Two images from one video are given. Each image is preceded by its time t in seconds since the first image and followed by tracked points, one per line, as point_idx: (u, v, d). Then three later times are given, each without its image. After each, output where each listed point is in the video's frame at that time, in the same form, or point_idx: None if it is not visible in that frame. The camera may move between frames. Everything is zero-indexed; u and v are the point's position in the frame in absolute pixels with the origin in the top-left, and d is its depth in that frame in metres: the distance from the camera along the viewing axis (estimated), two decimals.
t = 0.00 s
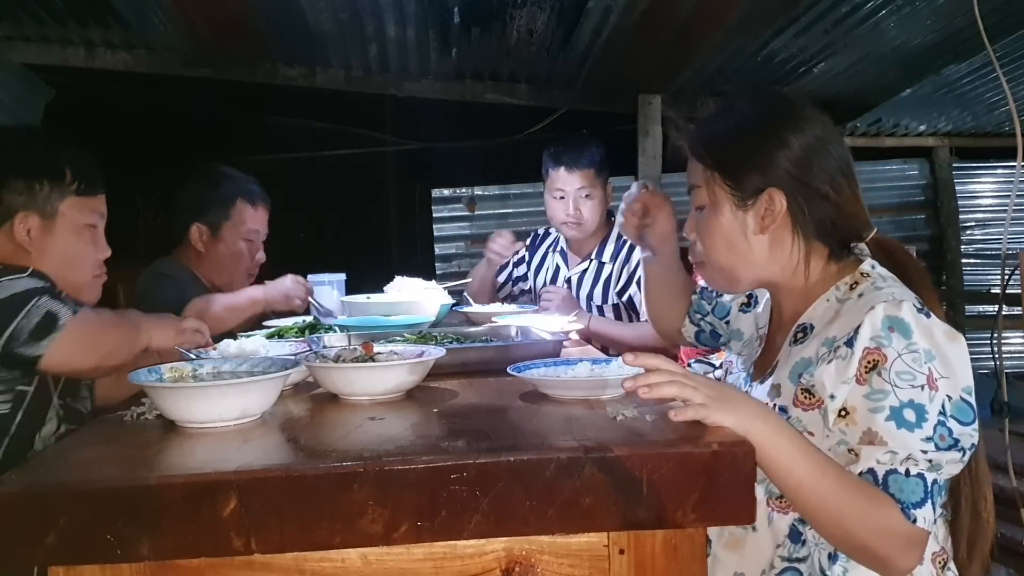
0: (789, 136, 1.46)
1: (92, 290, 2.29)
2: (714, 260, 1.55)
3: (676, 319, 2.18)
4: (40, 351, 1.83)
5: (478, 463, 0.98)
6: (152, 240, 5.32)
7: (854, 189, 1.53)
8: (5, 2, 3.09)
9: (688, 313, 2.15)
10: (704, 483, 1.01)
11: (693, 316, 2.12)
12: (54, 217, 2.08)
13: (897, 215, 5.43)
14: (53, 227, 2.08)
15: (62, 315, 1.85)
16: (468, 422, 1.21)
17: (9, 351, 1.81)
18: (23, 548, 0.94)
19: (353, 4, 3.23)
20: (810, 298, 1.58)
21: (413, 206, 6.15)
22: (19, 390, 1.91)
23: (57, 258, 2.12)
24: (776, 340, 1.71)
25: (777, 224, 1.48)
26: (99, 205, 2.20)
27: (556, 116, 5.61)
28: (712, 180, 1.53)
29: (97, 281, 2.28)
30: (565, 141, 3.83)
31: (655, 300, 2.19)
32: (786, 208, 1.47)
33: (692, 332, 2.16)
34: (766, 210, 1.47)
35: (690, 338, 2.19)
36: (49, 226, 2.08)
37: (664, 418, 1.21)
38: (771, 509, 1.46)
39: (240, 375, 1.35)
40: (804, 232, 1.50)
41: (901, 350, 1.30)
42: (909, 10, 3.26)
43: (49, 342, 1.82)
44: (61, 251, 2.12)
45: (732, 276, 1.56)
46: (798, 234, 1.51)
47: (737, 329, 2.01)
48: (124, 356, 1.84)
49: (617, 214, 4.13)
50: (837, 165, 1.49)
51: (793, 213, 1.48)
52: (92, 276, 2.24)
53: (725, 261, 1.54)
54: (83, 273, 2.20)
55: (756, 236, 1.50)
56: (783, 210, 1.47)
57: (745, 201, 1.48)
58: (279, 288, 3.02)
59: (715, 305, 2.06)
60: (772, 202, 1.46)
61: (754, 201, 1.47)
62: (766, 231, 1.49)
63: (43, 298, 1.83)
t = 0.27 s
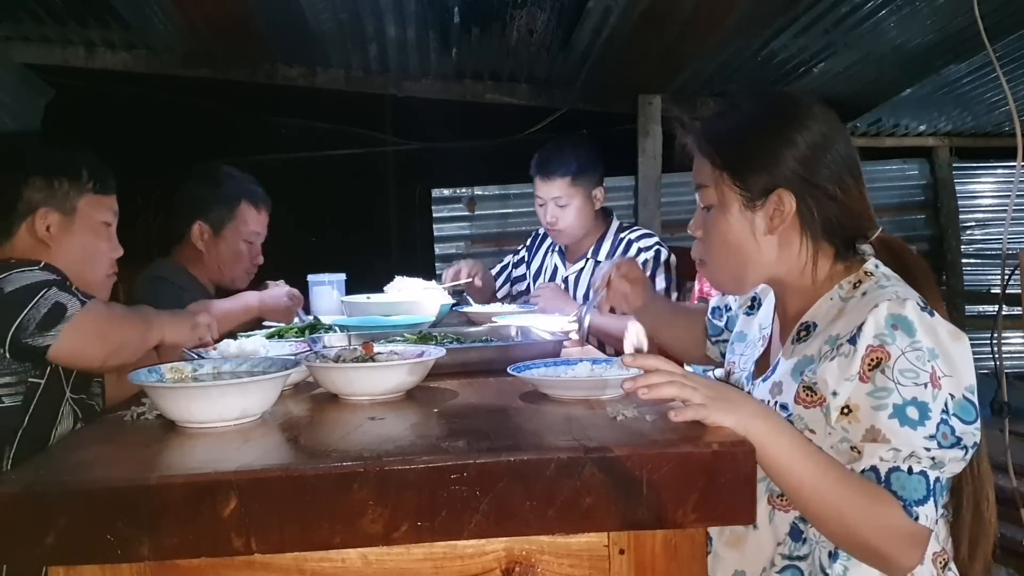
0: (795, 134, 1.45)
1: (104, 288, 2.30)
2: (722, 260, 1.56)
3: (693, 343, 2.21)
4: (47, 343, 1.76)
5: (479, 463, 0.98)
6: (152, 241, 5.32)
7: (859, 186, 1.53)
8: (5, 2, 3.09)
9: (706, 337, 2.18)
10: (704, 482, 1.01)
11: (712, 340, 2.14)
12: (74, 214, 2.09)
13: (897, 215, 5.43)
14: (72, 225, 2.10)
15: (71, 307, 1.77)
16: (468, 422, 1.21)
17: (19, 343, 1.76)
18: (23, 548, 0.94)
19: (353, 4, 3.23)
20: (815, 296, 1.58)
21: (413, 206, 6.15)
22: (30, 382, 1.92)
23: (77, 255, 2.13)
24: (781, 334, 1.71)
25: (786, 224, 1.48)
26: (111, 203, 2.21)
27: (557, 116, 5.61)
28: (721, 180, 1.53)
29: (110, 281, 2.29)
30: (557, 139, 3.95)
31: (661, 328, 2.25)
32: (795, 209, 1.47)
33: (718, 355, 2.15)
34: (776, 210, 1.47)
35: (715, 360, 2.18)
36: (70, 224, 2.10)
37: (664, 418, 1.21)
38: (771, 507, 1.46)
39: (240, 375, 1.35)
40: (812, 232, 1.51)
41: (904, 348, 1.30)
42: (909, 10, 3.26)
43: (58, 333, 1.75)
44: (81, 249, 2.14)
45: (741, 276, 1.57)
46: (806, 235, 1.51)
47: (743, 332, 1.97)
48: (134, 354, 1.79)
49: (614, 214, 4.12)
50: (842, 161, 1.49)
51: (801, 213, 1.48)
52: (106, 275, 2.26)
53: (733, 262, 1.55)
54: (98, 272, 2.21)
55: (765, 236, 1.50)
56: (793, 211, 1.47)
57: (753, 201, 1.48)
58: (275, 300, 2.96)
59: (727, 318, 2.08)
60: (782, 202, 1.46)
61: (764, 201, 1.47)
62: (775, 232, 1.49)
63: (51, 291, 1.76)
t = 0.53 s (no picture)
0: (795, 134, 1.45)
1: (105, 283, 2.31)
2: (723, 259, 1.56)
3: (694, 348, 2.20)
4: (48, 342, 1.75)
5: (479, 463, 0.97)
6: (152, 240, 5.32)
7: (860, 185, 1.53)
8: (5, 2, 3.09)
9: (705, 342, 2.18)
10: (704, 482, 1.01)
11: (712, 344, 2.13)
12: (68, 211, 2.10)
13: (897, 215, 5.43)
14: (68, 221, 2.10)
15: (72, 306, 1.76)
16: (468, 422, 1.21)
17: (21, 342, 1.77)
18: (23, 548, 0.94)
19: (353, 4, 3.23)
20: (816, 295, 1.58)
21: (413, 206, 6.15)
22: (36, 382, 1.94)
23: (73, 251, 2.14)
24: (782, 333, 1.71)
25: (787, 223, 1.48)
26: (108, 198, 2.21)
27: (557, 116, 5.61)
28: (721, 179, 1.53)
29: (109, 275, 2.29)
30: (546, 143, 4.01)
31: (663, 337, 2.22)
32: (796, 209, 1.47)
33: (719, 359, 2.15)
34: (777, 209, 1.47)
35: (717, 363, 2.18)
36: (65, 221, 2.10)
37: (664, 418, 1.21)
38: (772, 508, 1.46)
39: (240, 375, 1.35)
40: (813, 231, 1.50)
41: (904, 347, 1.30)
42: (909, 10, 3.25)
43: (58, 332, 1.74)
44: (79, 245, 2.14)
45: (742, 275, 1.57)
46: (807, 234, 1.51)
47: (743, 333, 1.97)
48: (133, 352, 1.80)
49: (609, 214, 4.12)
50: (842, 160, 1.49)
51: (802, 212, 1.48)
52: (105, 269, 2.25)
53: (734, 261, 1.55)
54: (95, 267, 2.21)
55: (766, 235, 1.50)
56: (794, 210, 1.47)
57: (754, 200, 1.48)
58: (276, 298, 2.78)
59: (728, 322, 2.08)
60: (783, 201, 1.46)
61: (764, 201, 1.47)
62: (776, 231, 1.49)
63: (52, 290, 1.75)
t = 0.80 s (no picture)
0: (794, 134, 1.45)
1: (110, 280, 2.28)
2: (722, 261, 1.55)
3: (692, 345, 2.19)
4: (26, 355, 1.71)
5: (478, 463, 0.98)
6: (152, 240, 5.33)
7: (859, 185, 1.53)
8: (5, 2, 3.08)
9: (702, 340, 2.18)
10: (704, 483, 1.01)
11: (710, 343, 2.14)
12: (65, 210, 2.09)
13: (897, 215, 5.43)
14: (65, 219, 2.09)
15: (46, 315, 1.71)
16: (468, 422, 1.21)
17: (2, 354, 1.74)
18: (23, 548, 0.94)
19: (353, 4, 3.23)
20: (816, 295, 1.57)
21: (413, 206, 6.15)
22: (25, 387, 1.93)
23: (71, 250, 2.11)
24: (783, 334, 1.70)
25: (786, 224, 1.48)
26: (107, 195, 2.19)
27: (556, 116, 5.61)
28: (720, 180, 1.53)
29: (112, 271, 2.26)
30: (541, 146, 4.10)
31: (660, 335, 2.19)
32: (795, 209, 1.47)
33: (715, 356, 2.16)
34: (776, 210, 1.47)
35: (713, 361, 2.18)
36: (62, 220, 2.09)
37: (664, 418, 1.21)
38: (772, 508, 1.46)
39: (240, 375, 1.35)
40: (813, 232, 1.50)
41: (904, 348, 1.30)
42: (909, 10, 3.25)
43: (34, 340, 1.69)
44: (78, 244, 2.12)
45: (742, 276, 1.57)
46: (806, 235, 1.51)
47: (743, 332, 1.97)
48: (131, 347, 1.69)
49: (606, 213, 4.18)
50: (841, 160, 1.49)
51: (801, 213, 1.48)
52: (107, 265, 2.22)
53: (733, 262, 1.54)
54: (97, 264, 2.18)
55: (766, 236, 1.50)
56: (793, 211, 1.46)
57: (753, 201, 1.48)
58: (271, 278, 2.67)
59: (726, 320, 2.09)
60: (782, 202, 1.46)
61: (764, 202, 1.47)
62: (775, 232, 1.49)
63: (29, 299, 1.73)
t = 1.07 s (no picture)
0: (796, 133, 1.45)
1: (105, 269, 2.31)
2: (724, 261, 1.55)
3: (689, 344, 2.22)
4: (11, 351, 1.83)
5: (479, 463, 0.97)
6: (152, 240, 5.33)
7: (861, 185, 1.53)
8: (5, 2, 3.08)
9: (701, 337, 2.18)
10: (704, 483, 1.01)
11: (708, 340, 2.14)
12: (53, 209, 2.09)
13: (897, 214, 5.43)
14: (54, 219, 2.10)
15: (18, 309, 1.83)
16: (468, 422, 1.20)
17: None
18: (23, 547, 0.94)
19: (353, 4, 3.23)
20: (818, 295, 1.57)
21: (413, 206, 6.15)
22: (23, 388, 1.93)
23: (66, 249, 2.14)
24: (784, 334, 1.70)
25: (788, 224, 1.48)
26: (97, 189, 2.19)
27: (556, 116, 5.61)
28: (722, 179, 1.52)
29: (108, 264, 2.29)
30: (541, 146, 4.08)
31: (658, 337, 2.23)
32: (798, 209, 1.47)
33: (712, 352, 2.17)
34: (778, 210, 1.47)
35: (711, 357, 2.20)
36: (51, 219, 2.10)
37: (664, 418, 1.21)
38: (773, 508, 1.46)
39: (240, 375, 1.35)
40: (815, 232, 1.50)
41: (905, 349, 1.30)
42: (909, 10, 3.25)
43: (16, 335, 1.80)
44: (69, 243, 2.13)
45: (744, 275, 1.57)
46: (808, 235, 1.51)
47: (744, 333, 1.97)
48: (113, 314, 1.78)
49: (604, 213, 4.11)
50: (843, 159, 1.49)
51: (803, 213, 1.48)
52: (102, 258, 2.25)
53: (736, 263, 1.54)
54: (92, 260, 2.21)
55: (768, 236, 1.50)
56: (795, 211, 1.46)
57: (755, 201, 1.48)
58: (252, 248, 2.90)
59: (724, 318, 2.09)
60: (784, 202, 1.46)
61: (766, 201, 1.47)
62: (777, 232, 1.49)
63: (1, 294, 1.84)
